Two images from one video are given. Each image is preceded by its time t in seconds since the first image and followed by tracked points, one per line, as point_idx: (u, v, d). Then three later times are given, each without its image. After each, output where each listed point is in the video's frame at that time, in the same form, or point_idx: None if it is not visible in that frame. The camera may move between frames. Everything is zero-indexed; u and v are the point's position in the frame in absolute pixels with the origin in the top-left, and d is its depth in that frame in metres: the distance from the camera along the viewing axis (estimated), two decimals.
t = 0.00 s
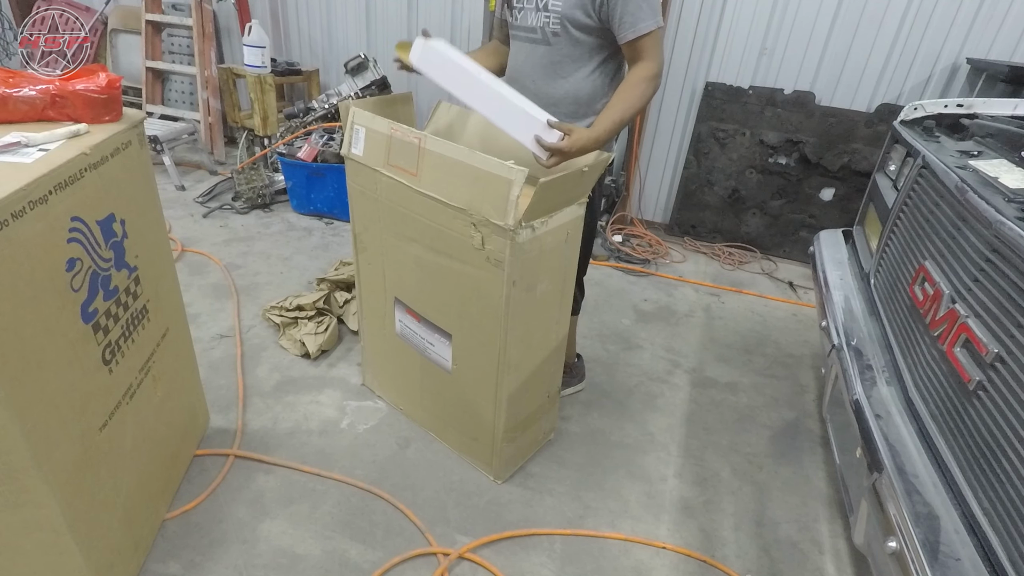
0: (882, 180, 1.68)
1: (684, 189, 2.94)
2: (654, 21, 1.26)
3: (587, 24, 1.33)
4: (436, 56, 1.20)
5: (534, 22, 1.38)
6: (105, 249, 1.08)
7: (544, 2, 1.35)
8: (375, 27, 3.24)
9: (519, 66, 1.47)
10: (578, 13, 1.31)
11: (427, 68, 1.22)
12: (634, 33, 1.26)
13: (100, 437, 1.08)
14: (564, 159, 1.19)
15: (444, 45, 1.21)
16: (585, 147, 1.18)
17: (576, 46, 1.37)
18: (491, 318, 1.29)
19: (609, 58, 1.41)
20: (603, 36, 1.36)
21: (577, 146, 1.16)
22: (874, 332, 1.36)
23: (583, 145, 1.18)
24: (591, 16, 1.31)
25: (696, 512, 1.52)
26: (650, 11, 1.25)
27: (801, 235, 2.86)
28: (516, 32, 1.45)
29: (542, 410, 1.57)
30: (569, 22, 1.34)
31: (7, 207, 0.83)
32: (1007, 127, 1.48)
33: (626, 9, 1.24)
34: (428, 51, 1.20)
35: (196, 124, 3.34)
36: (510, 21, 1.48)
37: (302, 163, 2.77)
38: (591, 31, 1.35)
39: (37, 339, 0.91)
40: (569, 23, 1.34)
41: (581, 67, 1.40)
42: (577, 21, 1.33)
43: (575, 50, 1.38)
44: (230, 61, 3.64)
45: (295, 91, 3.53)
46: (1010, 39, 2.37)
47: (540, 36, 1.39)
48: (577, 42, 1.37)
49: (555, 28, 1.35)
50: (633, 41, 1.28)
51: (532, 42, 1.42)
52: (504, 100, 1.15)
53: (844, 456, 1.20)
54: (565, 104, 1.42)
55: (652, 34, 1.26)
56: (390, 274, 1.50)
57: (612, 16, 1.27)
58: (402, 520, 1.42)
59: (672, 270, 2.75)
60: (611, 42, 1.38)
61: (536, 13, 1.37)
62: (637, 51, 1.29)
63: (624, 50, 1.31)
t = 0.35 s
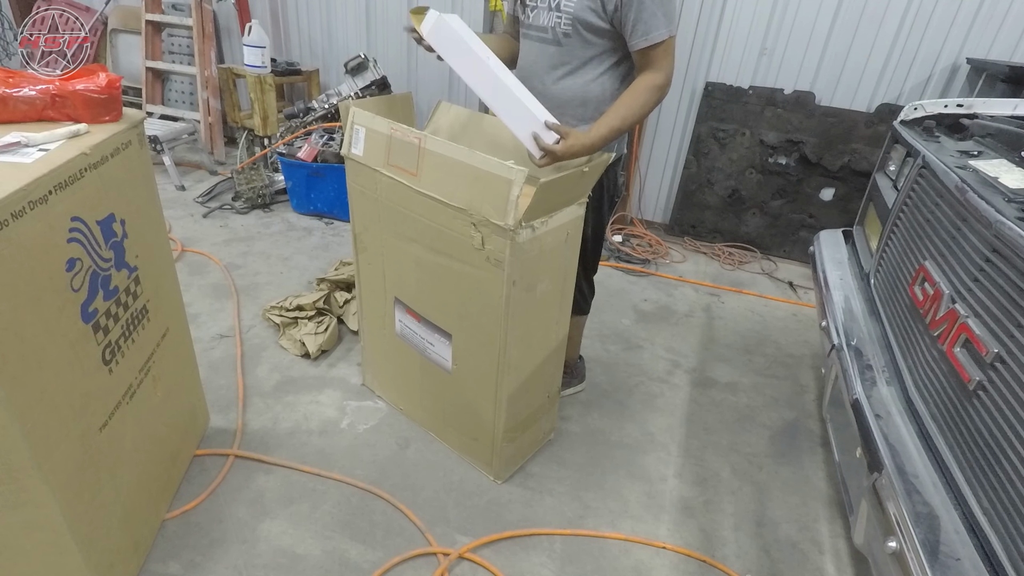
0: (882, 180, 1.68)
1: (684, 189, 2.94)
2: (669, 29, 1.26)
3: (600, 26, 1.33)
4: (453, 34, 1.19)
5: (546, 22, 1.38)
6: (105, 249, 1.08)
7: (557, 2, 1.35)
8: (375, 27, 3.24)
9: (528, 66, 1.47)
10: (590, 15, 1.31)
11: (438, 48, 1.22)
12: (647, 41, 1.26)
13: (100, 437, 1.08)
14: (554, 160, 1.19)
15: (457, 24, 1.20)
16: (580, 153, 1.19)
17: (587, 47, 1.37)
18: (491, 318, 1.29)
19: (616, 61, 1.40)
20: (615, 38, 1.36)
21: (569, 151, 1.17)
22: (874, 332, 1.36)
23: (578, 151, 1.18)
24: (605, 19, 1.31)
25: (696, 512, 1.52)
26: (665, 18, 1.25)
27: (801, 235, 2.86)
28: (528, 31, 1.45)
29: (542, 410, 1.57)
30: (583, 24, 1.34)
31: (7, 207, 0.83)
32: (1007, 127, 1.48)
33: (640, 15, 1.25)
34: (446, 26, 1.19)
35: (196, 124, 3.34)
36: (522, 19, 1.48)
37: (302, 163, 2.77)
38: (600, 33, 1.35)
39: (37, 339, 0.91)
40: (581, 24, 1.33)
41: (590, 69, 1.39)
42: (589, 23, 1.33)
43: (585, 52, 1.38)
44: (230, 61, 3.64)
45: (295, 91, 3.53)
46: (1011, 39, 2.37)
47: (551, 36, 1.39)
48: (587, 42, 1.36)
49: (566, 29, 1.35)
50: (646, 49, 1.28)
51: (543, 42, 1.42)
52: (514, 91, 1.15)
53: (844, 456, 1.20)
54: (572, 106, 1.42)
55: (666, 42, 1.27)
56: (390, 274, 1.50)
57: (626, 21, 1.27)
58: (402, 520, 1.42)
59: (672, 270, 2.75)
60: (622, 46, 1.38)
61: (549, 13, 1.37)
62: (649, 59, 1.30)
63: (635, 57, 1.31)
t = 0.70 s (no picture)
0: (882, 180, 1.68)
1: (685, 189, 2.94)
2: (675, 37, 1.24)
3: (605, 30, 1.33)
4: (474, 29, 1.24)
5: (553, 22, 1.39)
6: (105, 249, 1.08)
7: (565, 3, 1.35)
8: (375, 27, 3.24)
9: (533, 66, 1.47)
10: (595, 18, 1.32)
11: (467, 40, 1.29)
12: (651, 48, 1.24)
13: (100, 437, 1.08)
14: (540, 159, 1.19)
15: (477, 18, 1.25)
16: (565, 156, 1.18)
17: (590, 51, 1.37)
18: (491, 318, 1.29)
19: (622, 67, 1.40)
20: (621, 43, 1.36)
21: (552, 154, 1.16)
22: (874, 332, 1.36)
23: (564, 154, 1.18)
24: (610, 24, 1.31)
25: (696, 512, 1.52)
26: (671, 26, 1.24)
27: (801, 235, 2.86)
28: (536, 31, 1.46)
29: (542, 410, 1.57)
30: (587, 27, 1.34)
31: (7, 207, 0.83)
32: (1007, 127, 1.48)
33: (644, 21, 1.24)
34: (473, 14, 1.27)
35: (196, 124, 3.34)
36: (533, 20, 1.49)
37: (302, 163, 2.77)
38: (604, 37, 1.35)
39: (37, 340, 0.91)
40: (586, 27, 1.34)
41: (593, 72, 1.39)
42: (593, 26, 1.33)
43: (588, 55, 1.38)
44: (230, 61, 3.64)
45: (295, 91, 3.53)
46: (1011, 39, 2.37)
47: (557, 37, 1.39)
48: (591, 46, 1.36)
49: (571, 31, 1.35)
50: (650, 56, 1.26)
51: (549, 43, 1.42)
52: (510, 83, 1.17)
53: (844, 456, 1.21)
54: (572, 110, 1.42)
55: (672, 51, 1.25)
56: (390, 274, 1.50)
57: (631, 26, 1.27)
58: (402, 520, 1.42)
59: (672, 270, 2.75)
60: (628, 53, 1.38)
61: (557, 14, 1.38)
62: (654, 68, 1.28)
63: (640, 64, 1.30)
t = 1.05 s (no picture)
0: (882, 180, 1.68)
1: (685, 189, 2.94)
2: (664, 39, 1.22)
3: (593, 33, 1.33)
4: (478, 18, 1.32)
5: (544, 22, 1.41)
6: (105, 249, 1.08)
7: (555, 3, 1.38)
8: (375, 26, 3.24)
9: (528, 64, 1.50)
10: (582, 21, 1.33)
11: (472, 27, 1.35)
12: (639, 50, 1.23)
13: (100, 436, 1.08)
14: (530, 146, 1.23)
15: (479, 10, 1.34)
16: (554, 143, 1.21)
17: (576, 52, 1.39)
18: (491, 318, 1.29)
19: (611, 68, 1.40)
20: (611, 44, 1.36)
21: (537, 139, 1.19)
22: (874, 332, 1.36)
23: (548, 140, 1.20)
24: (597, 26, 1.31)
25: (696, 512, 1.52)
26: (659, 28, 1.22)
27: (801, 235, 2.86)
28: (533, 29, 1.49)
29: (542, 410, 1.57)
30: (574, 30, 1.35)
31: (7, 207, 0.83)
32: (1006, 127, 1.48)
33: (632, 24, 1.23)
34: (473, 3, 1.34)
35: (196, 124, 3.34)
36: (531, 17, 1.51)
37: (302, 163, 2.77)
38: (590, 39, 1.36)
39: (37, 339, 0.91)
40: (572, 29, 1.35)
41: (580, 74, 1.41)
42: (579, 27, 1.34)
43: (575, 55, 1.39)
44: (230, 61, 3.64)
45: (295, 91, 3.53)
46: (1011, 39, 2.37)
47: (547, 36, 1.42)
48: (578, 47, 1.38)
49: (558, 31, 1.38)
50: (639, 59, 1.25)
51: (542, 42, 1.45)
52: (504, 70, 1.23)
53: (844, 456, 1.20)
54: (558, 108, 1.44)
55: (663, 52, 1.23)
56: (390, 274, 1.51)
57: (618, 28, 1.27)
58: (402, 520, 1.42)
59: (672, 271, 2.75)
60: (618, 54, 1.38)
61: (549, 15, 1.40)
62: (648, 69, 1.26)
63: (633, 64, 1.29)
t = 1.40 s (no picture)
0: (882, 180, 1.68)
1: (685, 189, 2.94)
2: (619, 30, 1.29)
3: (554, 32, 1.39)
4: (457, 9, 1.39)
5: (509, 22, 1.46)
6: (105, 249, 1.08)
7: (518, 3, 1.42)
8: (375, 26, 3.24)
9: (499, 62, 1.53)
10: (543, 19, 1.38)
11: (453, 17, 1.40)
12: (597, 41, 1.30)
13: (100, 436, 1.08)
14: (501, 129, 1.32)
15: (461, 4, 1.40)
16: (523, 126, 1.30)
17: (542, 48, 1.43)
18: (491, 318, 1.29)
19: (579, 63, 1.45)
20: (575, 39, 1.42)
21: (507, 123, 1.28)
22: (874, 332, 1.36)
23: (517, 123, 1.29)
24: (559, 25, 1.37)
25: (696, 512, 1.52)
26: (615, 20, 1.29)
27: (801, 235, 2.86)
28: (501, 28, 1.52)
29: (543, 410, 1.57)
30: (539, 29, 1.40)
31: (7, 207, 0.83)
32: (1007, 127, 1.48)
33: (588, 17, 1.29)
34: None
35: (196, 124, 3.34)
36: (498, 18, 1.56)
37: (302, 163, 2.77)
38: (555, 37, 1.40)
39: (36, 340, 0.90)
40: (535, 28, 1.40)
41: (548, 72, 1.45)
42: (541, 25, 1.39)
43: (541, 52, 1.43)
44: (230, 61, 3.64)
45: (295, 91, 3.53)
46: (1011, 39, 2.37)
47: (513, 36, 1.46)
48: (543, 46, 1.42)
49: (523, 30, 1.42)
50: (598, 49, 1.31)
51: (509, 41, 1.49)
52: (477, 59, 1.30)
53: (844, 456, 1.20)
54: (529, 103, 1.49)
55: (618, 41, 1.30)
56: (390, 274, 1.50)
57: (578, 24, 1.33)
58: (402, 520, 1.42)
59: (672, 271, 2.75)
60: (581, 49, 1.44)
61: (513, 14, 1.44)
62: (606, 58, 1.32)
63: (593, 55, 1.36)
